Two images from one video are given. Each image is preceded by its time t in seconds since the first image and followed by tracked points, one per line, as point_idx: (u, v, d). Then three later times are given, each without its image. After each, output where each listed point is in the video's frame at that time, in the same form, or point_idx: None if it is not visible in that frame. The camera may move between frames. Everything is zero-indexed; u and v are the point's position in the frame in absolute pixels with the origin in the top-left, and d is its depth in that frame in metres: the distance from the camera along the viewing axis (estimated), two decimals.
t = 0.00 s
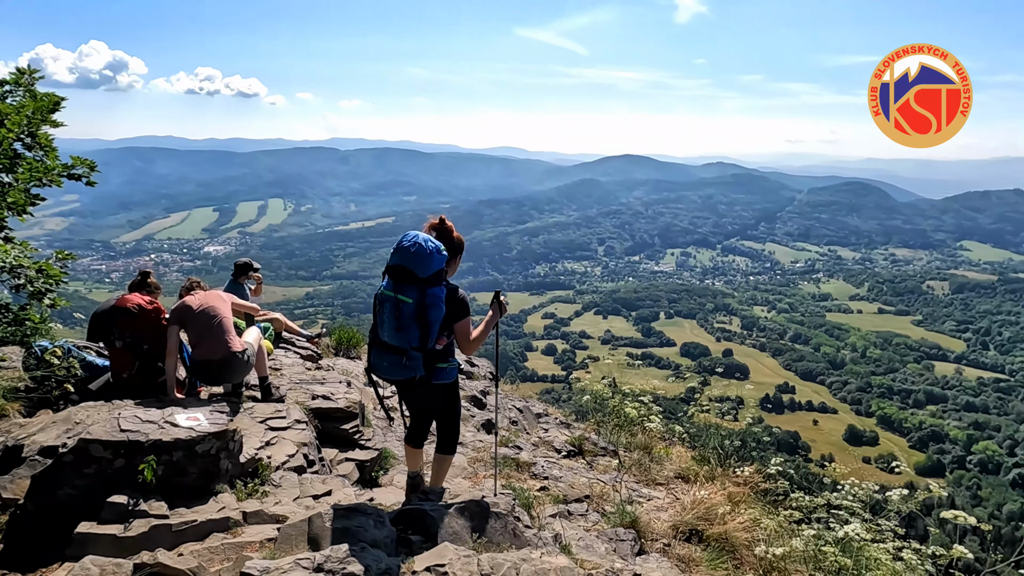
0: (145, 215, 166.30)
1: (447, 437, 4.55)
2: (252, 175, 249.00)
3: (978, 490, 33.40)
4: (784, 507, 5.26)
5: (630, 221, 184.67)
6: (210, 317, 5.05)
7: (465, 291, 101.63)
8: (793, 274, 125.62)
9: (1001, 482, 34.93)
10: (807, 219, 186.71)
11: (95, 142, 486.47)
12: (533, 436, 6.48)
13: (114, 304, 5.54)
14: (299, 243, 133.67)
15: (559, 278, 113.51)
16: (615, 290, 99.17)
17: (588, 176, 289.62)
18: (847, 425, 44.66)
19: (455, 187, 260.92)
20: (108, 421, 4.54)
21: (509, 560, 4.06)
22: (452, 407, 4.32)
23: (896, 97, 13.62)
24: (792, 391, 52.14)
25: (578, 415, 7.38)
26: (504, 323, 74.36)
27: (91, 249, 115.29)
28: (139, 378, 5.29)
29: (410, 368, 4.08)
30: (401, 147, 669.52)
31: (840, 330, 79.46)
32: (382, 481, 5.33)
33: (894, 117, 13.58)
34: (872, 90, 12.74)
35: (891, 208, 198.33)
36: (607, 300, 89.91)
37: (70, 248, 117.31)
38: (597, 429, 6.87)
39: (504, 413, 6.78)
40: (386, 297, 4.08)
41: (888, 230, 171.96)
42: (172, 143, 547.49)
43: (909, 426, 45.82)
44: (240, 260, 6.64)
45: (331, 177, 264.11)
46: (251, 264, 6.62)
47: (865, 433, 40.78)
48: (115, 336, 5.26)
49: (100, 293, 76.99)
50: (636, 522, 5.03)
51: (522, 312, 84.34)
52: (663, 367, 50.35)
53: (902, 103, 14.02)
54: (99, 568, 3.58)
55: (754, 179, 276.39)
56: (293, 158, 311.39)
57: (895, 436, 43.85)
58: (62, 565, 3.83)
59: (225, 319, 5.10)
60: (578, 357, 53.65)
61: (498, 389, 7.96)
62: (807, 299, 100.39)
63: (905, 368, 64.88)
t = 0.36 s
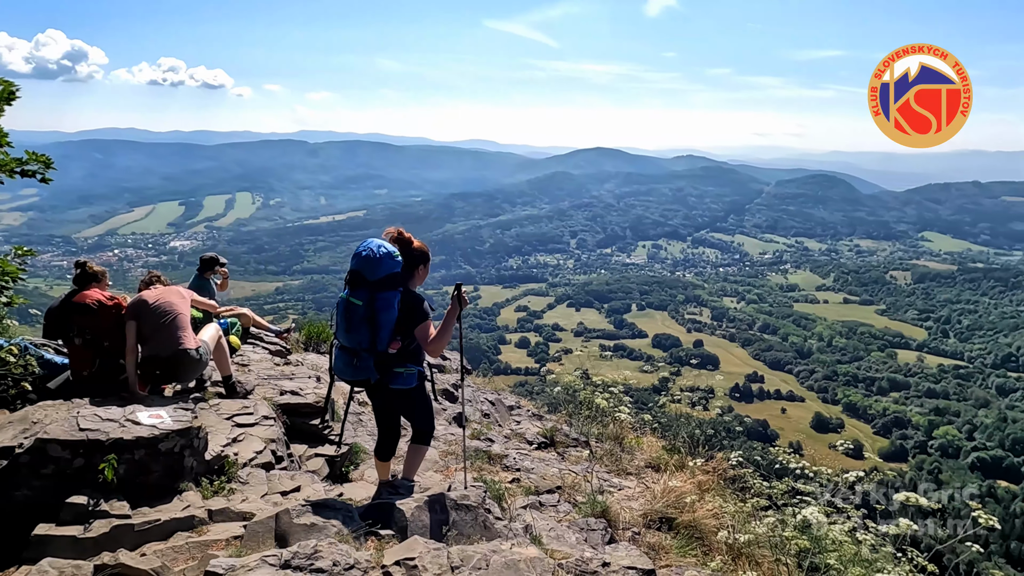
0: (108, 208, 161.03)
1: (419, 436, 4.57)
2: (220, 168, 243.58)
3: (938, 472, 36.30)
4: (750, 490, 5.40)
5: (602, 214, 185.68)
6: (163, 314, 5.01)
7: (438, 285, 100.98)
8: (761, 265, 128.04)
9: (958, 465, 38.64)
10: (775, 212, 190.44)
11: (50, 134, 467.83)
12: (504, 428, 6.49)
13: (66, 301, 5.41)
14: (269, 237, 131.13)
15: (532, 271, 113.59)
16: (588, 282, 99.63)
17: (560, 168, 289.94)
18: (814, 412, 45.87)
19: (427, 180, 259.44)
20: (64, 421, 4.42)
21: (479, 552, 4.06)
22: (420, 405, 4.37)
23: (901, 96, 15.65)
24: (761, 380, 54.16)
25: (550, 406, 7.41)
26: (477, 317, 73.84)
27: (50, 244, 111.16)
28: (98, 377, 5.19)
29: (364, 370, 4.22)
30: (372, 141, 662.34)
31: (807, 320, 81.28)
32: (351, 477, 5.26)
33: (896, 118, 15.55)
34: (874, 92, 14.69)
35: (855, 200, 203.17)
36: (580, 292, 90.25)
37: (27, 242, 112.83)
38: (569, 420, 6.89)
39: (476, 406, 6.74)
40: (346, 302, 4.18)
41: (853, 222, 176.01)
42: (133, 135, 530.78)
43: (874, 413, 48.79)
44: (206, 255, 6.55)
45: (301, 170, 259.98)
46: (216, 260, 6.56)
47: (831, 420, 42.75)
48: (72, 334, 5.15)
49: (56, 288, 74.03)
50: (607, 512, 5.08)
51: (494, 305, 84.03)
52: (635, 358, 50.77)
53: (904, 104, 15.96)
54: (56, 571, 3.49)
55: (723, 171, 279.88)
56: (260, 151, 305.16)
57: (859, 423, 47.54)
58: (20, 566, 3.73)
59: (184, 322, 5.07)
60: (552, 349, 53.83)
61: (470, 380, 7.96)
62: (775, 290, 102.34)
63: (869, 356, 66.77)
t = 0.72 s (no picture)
0: (66, 204, 155.51)
1: (387, 431, 4.58)
2: (184, 162, 237.59)
3: (900, 458, 39.26)
4: (713, 475, 5.55)
5: (573, 208, 186.42)
6: (116, 318, 4.84)
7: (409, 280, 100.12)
8: (729, 258, 130.17)
9: (919, 453, 41.22)
10: (743, 206, 193.59)
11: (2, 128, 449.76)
12: (476, 422, 6.47)
13: (18, 300, 5.25)
14: (236, 234, 128.42)
15: (503, 266, 113.52)
16: (559, 276, 99.88)
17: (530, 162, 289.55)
18: (780, 403, 47.15)
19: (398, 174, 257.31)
20: (18, 423, 4.30)
21: (448, 546, 4.06)
22: (380, 401, 4.39)
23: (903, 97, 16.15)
24: (729, 370, 55.32)
25: (521, 400, 7.38)
26: (448, 311, 73.17)
27: (5, 242, 106.75)
28: (55, 378, 5.06)
29: (320, 368, 4.24)
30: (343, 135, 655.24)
31: (773, 311, 82.93)
32: (318, 474, 5.22)
33: (896, 118, 15.86)
34: (873, 93, 14.92)
35: (820, 193, 207.76)
36: (551, 286, 90.42)
37: None
38: (539, 414, 6.89)
39: (446, 401, 6.75)
40: (302, 301, 4.24)
41: (818, 215, 179.90)
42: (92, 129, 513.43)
43: (839, 400, 50.45)
44: (168, 252, 6.44)
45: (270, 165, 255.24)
46: (179, 256, 6.44)
47: (797, 410, 44.32)
48: (26, 335, 5.02)
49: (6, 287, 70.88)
50: (577, 504, 5.12)
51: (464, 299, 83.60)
52: (606, 351, 51.15)
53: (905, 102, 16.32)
54: None
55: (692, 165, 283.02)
56: (227, 145, 298.59)
57: (824, 411, 49.34)
58: None
59: (136, 323, 4.96)
60: (524, 343, 53.96)
61: (442, 376, 7.93)
62: (742, 283, 104.12)
63: (833, 346, 68.54)
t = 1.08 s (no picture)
0: (25, 203, 150.08)
1: (358, 432, 4.57)
2: (149, 160, 231.46)
3: (865, 448, 40.54)
4: (683, 466, 5.62)
5: (546, 205, 187.00)
6: (66, 315, 4.65)
7: (381, 278, 99.30)
8: (700, 254, 132.09)
9: (884, 441, 42.59)
10: (714, 202, 196.52)
11: None
12: (447, 420, 6.44)
13: None
14: (204, 233, 125.66)
15: (476, 262, 113.30)
16: (532, 272, 100.13)
17: (502, 159, 288.76)
18: (751, 395, 48.26)
19: (370, 171, 255.00)
20: None
21: (418, 545, 4.04)
22: (348, 401, 4.37)
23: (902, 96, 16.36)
24: (700, 363, 56.27)
25: (493, 396, 7.39)
26: (422, 308, 72.67)
27: None
28: (8, 383, 4.91)
29: (282, 370, 4.20)
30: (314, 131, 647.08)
31: (743, 305, 84.48)
32: (288, 474, 5.15)
33: (897, 119, 16.12)
34: (875, 93, 15.02)
35: (787, 189, 212.23)
36: (525, 283, 90.54)
37: None
38: (512, 410, 6.88)
39: (418, 398, 6.73)
40: (264, 305, 4.14)
41: (785, 210, 183.31)
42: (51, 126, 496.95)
43: (807, 393, 52.14)
44: (131, 250, 6.33)
45: (239, 162, 250.44)
46: (141, 253, 6.32)
47: (767, 402, 45.75)
48: None
49: None
50: (549, 499, 5.13)
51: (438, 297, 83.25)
52: (580, 347, 51.60)
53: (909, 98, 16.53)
54: None
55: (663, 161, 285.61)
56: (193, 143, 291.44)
57: (792, 403, 51.15)
58: None
59: (89, 325, 4.80)
60: (498, 339, 54.05)
61: (414, 373, 7.90)
62: (712, 277, 105.77)
63: (801, 339, 70.19)
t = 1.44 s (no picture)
0: None
1: (334, 437, 4.53)
2: (114, 157, 225.05)
3: (834, 439, 42.49)
4: (653, 458, 5.73)
5: (519, 203, 187.15)
6: (21, 316, 4.49)
7: (354, 276, 98.10)
8: (672, 250, 133.61)
9: (851, 431, 44.45)
10: (685, 198, 198.90)
11: None
12: (420, 419, 6.41)
13: None
14: (171, 232, 122.67)
15: (450, 260, 112.85)
16: (505, 270, 100.04)
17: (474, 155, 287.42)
18: (723, 389, 49.58)
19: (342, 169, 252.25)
20: None
21: (388, 545, 4.01)
22: (324, 403, 4.33)
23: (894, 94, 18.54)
24: (673, 359, 56.98)
25: (466, 395, 7.36)
26: (395, 307, 71.94)
27: None
28: None
29: (249, 373, 4.17)
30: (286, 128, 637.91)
31: (715, 300, 85.64)
32: (257, 477, 5.08)
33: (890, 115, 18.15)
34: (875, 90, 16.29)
35: (756, 185, 215.88)
36: (498, 280, 90.26)
37: None
38: (485, 409, 6.90)
39: (390, 398, 6.69)
40: (230, 307, 4.07)
41: (755, 207, 186.25)
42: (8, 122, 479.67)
43: (777, 386, 53.54)
44: (91, 250, 6.17)
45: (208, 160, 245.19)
46: (102, 254, 6.17)
47: (739, 395, 47.40)
48: None
49: None
50: (521, 497, 5.14)
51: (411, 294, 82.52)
52: (554, 344, 51.82)
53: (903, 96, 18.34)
54: None
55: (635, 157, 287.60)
56: (158, 139, 284.06)
57: (764, 396, 52.53)
58: None
59: (46, 329, 4.65)
60: (472, 337, 53.97)
61: (387, 373, 7.85)
62: (684, 273, 106.99)
63: (771, 333, 71.53)
